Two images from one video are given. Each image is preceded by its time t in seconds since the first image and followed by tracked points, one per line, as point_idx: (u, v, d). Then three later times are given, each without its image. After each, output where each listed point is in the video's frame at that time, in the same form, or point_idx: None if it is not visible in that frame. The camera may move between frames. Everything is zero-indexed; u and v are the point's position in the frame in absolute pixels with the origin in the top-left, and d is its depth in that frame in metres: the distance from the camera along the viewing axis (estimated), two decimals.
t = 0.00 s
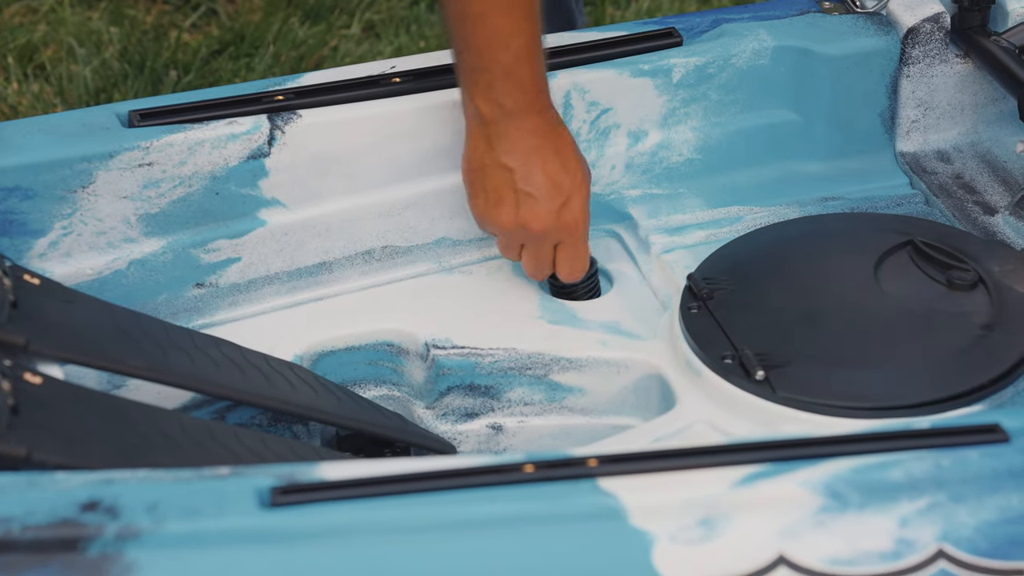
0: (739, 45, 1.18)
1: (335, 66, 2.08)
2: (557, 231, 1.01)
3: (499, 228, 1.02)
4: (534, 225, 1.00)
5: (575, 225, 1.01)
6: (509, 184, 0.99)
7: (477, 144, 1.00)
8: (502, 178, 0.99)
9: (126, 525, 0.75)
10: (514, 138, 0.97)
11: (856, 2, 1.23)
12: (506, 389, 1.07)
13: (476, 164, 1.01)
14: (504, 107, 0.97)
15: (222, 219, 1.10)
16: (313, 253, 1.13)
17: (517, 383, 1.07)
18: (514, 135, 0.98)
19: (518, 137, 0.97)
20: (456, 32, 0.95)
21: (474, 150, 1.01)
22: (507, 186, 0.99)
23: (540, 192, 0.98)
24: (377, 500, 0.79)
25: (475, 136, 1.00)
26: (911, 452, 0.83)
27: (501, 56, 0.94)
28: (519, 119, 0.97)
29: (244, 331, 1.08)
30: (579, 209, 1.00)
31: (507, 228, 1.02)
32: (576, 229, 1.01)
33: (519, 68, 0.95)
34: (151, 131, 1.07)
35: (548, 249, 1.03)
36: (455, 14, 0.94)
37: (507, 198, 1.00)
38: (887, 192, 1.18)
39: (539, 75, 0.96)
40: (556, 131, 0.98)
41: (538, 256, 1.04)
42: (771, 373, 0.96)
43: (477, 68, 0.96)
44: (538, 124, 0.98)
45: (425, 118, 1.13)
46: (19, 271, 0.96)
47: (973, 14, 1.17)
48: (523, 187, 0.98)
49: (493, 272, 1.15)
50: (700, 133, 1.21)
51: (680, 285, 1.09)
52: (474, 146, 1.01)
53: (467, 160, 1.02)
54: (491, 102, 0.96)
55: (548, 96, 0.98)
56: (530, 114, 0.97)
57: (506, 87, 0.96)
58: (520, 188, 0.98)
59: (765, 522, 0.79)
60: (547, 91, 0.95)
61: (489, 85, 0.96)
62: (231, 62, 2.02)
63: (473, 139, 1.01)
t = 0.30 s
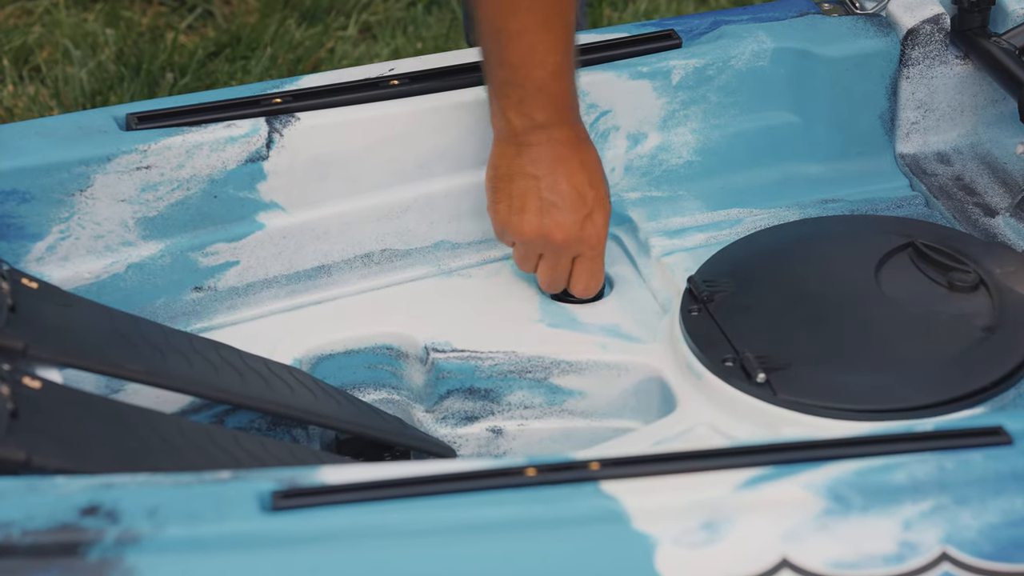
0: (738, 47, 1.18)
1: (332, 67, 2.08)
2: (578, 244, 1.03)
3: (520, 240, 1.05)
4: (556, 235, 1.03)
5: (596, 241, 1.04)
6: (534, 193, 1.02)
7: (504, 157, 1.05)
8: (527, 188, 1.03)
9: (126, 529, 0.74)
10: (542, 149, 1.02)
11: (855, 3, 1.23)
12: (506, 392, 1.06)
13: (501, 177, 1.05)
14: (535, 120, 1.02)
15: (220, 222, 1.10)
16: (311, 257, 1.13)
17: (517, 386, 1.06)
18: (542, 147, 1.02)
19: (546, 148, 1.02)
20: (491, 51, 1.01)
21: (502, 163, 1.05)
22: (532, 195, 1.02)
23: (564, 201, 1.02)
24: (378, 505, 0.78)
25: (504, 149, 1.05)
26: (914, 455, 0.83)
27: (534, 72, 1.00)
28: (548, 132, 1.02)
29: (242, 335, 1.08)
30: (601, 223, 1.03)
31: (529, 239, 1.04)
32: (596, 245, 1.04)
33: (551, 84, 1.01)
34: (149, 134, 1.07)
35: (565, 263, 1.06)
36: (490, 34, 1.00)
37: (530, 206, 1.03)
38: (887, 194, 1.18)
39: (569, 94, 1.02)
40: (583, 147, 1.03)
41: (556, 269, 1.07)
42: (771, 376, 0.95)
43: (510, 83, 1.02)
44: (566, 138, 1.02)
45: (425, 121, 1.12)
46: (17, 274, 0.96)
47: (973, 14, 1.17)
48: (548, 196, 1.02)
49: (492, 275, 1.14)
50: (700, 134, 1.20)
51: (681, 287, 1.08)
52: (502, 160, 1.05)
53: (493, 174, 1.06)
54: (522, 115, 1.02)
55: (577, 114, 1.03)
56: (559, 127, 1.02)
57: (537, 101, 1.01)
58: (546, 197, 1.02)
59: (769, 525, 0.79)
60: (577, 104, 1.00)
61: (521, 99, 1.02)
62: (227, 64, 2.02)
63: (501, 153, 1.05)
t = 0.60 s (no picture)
0: (737, 49, 1.19)
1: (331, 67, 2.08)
2: (573, 250, 1.05)
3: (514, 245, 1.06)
4: (551, 241, 1.04)
5: (590, 247, 1.05)
6: (530, 199, 1.04)
7: (499, 164, 1.07)
8: (522, 194, 1.04)
9: (128, 530, 0.74)
10: (538, 156, 1.04)
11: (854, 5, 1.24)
12: (506, 394, 1.07)
13: (495, 183, 1.06)
14: (531, 128, 1.04)
15: (220, 225, 1.10)
16: (312, 259, 1.13)
17: (517, 388, 1.06)
18: (537, 153, 1.05)
19: (542, 156, 1.04)
20: (489, 60, 1.03)
21: (495, 170, 1.07)
22: (527, 200, 1.04)
23: (560, 207, 1.04)
24: (380, 504, 0.78)
25: (498, 156, 1.07)
26: (914, 453, 0.82)
27: (531, 82, 1.02)
28: (543, 140, 1.05)
29: (243, 338, 1.08)
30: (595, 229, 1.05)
31: (527, 245, 1.05)
32: (591, 252, 1.06)
33: (548, 94, 1.03)
34: (149, 137, 1.07)
35: (561, 268, 1.07)
36: (488, 45, 1.02)
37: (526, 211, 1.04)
38: (887, 194, 1.18)
39: (564, 104, 1.05)
40: (576, 155, 1.06)
41: (553, 275, 1.07)
42: (772, 376, 0.95)
43: (508, 92, 1.04)
44: (560, 146, 1.05)
45: (425, 123, 1.12)
46: (18, 277, 0.96)
47: (971, 15, 1.16)
48: (544, 202, 1.04)
49: (493, 277, 1.14)
50: (699, 136, 1.20)
51: (680, 289, 1.08)
52: (496, 166, 1.07)
53: (485, 181, 1.08)
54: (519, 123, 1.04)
55: (571, 123, 1.06)
56: (554, 135, 1.05)
57: (534, 110, 1.04)
58: (541, 203, 1.04)
59: (770, 524, 0.79)
60: (575, 113, 1.02)
61: (518, 108, 1.04)
62: (226, 65, 2.02)
63: (495, 160, 1.07)
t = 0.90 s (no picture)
0: (727, 47, 1.19)
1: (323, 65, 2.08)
2: (572, 251, 1.06)
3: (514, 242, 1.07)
4: (550, 241, 1.05)
5: (587, 249, 1.05)
6: (531, 198, 1.05)
7: (502, 159, 1.07)
8: (524, 192, 1.05)
9: (120, 527, 0.74)
10: (541, 155, 1.04)
11: (843, 3, 1.24)
12: (498, 391, 1.07)
13: (497, 179, 1.07)
14: (535, 127, 1.04)
15: (212, 223, 1.10)
16: (304, 257, 1.13)
17: (509, 385, 1.06)
18: (540, 152, 1.04)
19: (545, 155, 1.04)
20: (495, 55, 1.02)
21: (498, 165, 1.07)
22: (529, 199, 1.05)
23: (561, 208, 1.04)
24: (371, 501, 0.79)
25: (501, 151, 1.06)
26: (902, 449, 0.83)
27: (537, 79, 1.02)
28: (547, 140, 1.04)
29: (235, 335, 1.08)
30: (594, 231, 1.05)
31: (526, 245, 1.06)
32: (591, 252, 1.06)
33: (553, 92, 1.02)
34: (141, 135, 1.07)
35: (559, 268, 1.07)
36: (494, 40, 1.01)
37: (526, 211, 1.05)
38: (877, 192, 1.18)
39: (569, 103, 1.04)
40: (579, 156, 1.06)
41: (551, 274, 1.08)
42: (762, 372, 0.96)
43: (513, 89, 1.03)
44: (563, 146, 1.05)
45: (416, 122, 1.13)
46: (10, 276, 0.96)
47: (960, 14, 1.18)
48: (546, 201, 1.04)
49: (484, 275, 1.15)
50: (690, 134, 1.21)
51: (671, 286, 1.09)
52: (498, 161, 1.07)
53: (488, 175, 1.08)
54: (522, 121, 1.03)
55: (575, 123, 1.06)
56: (558, 135, 1.04)
57: (538, 108, 1.03)
58: (543, 202, 1.04)
59: (759, 520, 0.79)
60: (579, 114, 1.02)
61: (523, 106, 1.03)
62: (219, 62, 2.02)
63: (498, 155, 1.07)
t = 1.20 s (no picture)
0: (719, 43, 1.19)
1: (315, 62, 2.08)
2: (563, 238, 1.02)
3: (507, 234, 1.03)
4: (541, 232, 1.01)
5: (578, 237, 1.01)
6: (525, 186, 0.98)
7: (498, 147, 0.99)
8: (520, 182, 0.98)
9: (114, 527, 0.75)
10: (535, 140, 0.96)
11: None
12: (490, 386, 1.07)
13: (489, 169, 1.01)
14: (527, 110, 0.95)
15: (205, 218, 1.10)
16: (297, 252, 1.13)
17: (501, 381, 1.07)
18: (535, 137, 0.97)
19: (539, 140, 0.97)
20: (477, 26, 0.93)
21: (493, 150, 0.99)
22: (524, 188, 0.98)
23: (553, 197, 0.97)
24: (365, 501, 0.79)
25: (495, 135, 0.99)
26: (893, 447, 0.84)
27: (521, 46, 0.93)
28: (540, 122, 0.96)
29: (227, 333, 1.07)
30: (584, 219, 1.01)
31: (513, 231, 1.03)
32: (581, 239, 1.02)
33: (543, 72, 0.94)
34: (134, 131, 1.07)
35: (545, 256, 1.04)
36: (474, 15, 0.93)
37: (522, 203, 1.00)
38: (868, 187, 1.19)
39: (563, 82, 0.96)
40: (576, 139, 0.97)
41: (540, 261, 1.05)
42: (753, 369, 0.97)
43: (500, 72, 0.95)
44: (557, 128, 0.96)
45: (408, 117, 1.13)
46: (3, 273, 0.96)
47: (952, 10, 1.16)
48: (540, 189, 0.98)
49: (477, 271, 1.14)
50: (682, 129, 1.21)
51: (663, 282, 1.09)
52: (494, 145, 1.00)
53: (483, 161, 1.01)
54: (512, 104, 0.95)
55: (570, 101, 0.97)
56: (552, 114, 0.96)
57: (529, 90, 0.95)
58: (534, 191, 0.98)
59: (750, 518, 0.80)
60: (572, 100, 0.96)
61: (513, 87, 0.95)
62: (211, 59, 2.02)
63: (492, 141, 1.00)
